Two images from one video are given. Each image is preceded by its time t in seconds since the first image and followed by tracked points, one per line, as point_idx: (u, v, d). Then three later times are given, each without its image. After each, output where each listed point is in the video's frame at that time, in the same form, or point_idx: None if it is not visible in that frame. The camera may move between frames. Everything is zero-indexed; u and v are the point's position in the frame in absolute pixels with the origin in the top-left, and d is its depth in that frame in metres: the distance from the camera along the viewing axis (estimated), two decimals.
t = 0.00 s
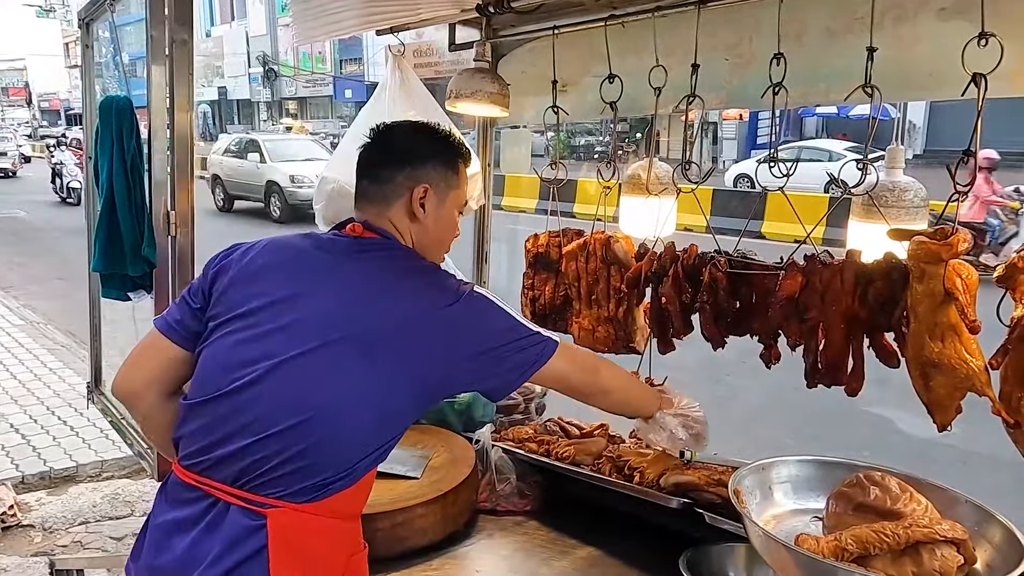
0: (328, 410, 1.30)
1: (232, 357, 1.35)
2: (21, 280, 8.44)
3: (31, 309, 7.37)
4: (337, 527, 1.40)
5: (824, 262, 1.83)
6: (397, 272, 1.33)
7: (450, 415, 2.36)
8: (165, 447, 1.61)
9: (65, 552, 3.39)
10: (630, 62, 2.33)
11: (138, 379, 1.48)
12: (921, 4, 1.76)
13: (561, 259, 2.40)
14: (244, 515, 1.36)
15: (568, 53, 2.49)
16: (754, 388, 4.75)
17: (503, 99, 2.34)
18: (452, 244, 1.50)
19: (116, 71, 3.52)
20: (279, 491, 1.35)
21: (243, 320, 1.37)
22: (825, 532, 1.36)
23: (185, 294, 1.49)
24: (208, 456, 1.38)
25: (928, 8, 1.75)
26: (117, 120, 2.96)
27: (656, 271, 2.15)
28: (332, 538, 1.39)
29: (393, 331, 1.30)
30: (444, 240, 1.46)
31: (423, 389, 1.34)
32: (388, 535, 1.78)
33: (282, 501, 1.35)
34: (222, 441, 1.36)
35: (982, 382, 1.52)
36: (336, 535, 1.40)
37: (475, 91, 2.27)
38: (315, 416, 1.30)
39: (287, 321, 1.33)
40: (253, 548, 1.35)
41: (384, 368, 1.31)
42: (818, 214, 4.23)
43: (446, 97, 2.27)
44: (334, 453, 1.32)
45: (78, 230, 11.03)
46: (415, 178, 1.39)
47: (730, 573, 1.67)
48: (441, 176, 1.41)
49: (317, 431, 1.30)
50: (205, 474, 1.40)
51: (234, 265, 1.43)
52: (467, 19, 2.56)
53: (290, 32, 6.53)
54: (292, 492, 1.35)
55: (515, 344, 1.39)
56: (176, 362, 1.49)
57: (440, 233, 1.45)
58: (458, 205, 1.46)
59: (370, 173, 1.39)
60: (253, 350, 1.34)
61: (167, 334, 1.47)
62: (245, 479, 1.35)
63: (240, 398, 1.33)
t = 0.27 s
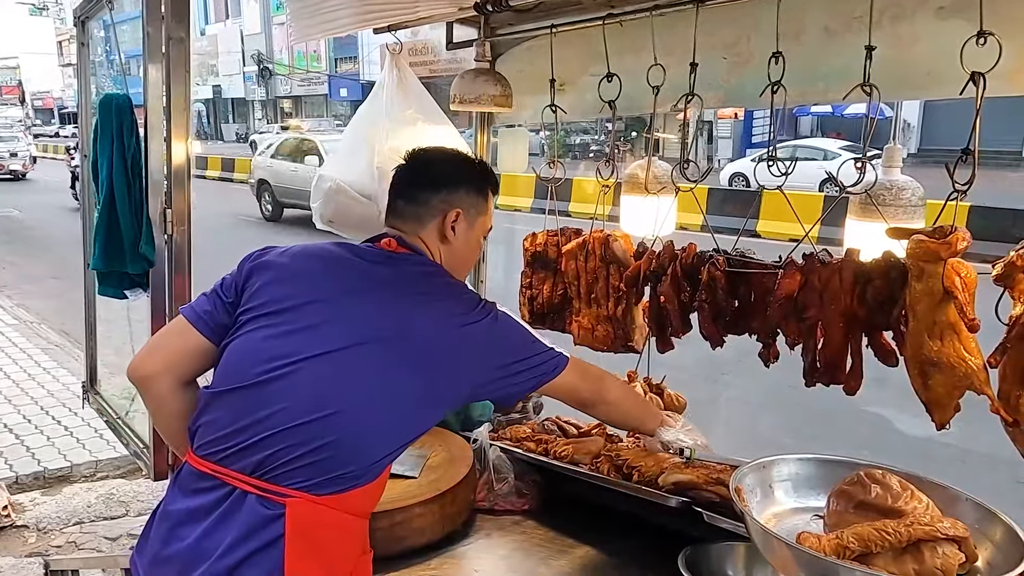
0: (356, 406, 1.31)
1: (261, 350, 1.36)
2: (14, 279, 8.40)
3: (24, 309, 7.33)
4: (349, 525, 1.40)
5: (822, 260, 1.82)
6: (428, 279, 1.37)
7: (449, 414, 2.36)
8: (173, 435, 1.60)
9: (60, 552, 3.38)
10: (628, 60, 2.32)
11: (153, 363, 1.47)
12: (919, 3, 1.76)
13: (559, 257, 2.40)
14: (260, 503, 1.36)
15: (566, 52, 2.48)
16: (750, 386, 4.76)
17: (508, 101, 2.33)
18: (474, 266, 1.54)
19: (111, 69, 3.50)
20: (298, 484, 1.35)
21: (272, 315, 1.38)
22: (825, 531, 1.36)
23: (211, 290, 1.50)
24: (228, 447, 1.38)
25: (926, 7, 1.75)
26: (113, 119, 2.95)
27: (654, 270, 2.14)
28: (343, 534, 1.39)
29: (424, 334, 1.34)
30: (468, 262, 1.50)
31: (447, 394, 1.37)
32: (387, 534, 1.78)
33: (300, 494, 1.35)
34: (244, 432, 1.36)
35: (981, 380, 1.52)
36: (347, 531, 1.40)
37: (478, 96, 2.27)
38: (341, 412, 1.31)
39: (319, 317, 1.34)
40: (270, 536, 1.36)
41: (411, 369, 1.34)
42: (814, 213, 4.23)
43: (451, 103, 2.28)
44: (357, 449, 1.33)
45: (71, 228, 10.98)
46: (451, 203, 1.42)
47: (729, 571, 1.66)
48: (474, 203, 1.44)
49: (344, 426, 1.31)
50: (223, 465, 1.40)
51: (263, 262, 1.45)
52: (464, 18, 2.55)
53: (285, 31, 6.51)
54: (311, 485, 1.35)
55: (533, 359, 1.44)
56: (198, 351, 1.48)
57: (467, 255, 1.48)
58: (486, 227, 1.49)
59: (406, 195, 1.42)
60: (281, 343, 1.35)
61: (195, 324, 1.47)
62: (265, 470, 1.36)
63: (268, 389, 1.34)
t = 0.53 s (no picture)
0: (334, 407, 1.30)
1: (242, 351, 1.35)
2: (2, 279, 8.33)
3: (13, 308, 7.27)
4: (327, 529, 1.38)
5: (815, 257, 1.81)
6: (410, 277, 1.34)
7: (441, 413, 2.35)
8: (155, 434, 1.60)
9: (48, 554, 3.34)
10: (620, 57, 2.31)
11: (136, 360, 1.47)
12: None
13: (552, 255, 2.38)
14: (238, 511, 1.36)
15: (557, 48, 2.46)
16: (742, 385, 4.76)
17: (504, 98, 2.30)
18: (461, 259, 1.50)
19: (99, 66, 3.47)
20: (277, 488, 1.34)
21: (253, 314, 1.37)
22: (820, 531, 1.35)
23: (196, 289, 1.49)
24: (209, 449, 1.38)
25: (919, 3, 1.74)
26: (100, 116, 2.92)
27: (648, 268, 2.13)
28: (322, 539, 1.38)
29: (405, 334, 1.31)
30: (454, 255, 1.46)
31: (429, 397, 1.34)
32: (377, 535, 1.76)
33: (278, 499, 1.34)
34: (224, 434, 1.36)
35: (973, 378, 1.52)
36: (326, 536, 1.38)
37: (472, 94, 2.26)
38: (317, 414, 1.30)
39: (300, 317, 1.33)
40: (248, 541, 1.35)
41: (392, 370, 1.31)
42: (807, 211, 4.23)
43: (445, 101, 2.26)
44: (335, 453, 1.31)
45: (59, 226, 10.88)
46: (436, 193, 1.38)
47: (722, 570, 1.66)
48: (460, 193, 1.41)
49: (322, 429, 1.30)
50: (205, 469, 1.40)
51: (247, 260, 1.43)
52: (455, 14, 2.53)
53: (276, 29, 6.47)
54: (289, 489, 1.34)
55: (522, 363, 1.39)
56: (178, 350, 1.47)
57: (453, 246, 1.45)
58: (473, 217, 1.46)
59: (389, 185, 1.39)
60: (261, 345, 1.34)
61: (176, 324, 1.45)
62: (244, 474, 1.35)
63: (246, 390, 1.33)
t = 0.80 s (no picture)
0: (306, 408, 1.28)
1: (210, 353, 1.33)
2: None
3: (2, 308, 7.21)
4: (304, 533, 1.37)
5: (808, 255, 1.80)
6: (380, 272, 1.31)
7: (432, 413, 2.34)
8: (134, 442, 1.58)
9: (36, 556, 3.31)
10: (612, 54, 2.29)
11: (105, 365, 1.45)
12: None
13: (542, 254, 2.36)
14: (210, 518, 1.34)
15: (548, 45, 2.45)
16: (735, 383, 4.75)
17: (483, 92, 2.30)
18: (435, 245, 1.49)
19: (87, 64, 3.44)
20: (252, 493, 1.32)
21: (221, 314, 1.34)
22: (814, 533, 1.34)
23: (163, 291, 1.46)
24: (181, 454, 1.36)
25: None
26: (85, 114, 2.89)
27: (639, 267, 2.12)
28: (299, 543, 1.37)
29: (376, 332, 1.29)
30: (427, 240, 1.45)
31: (402, 392, 1.33)
32: (368, 538, 1.74)
33: (253, 504, 1.32)
34: (196, 439, 1.34)
35: (966, 377, 1.51)
36: (303, 539, 1.37)
37: (453, 83, 2.24)
38: (289, 415, 1.28)
39: (268, 317, 1.30)
40: (223, 549, 1.33)
41: (363, 368, 1.30)
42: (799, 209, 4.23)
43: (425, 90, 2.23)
44: (309, 454, 1.30)
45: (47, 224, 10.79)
46: (408, 177, 1.37)
47: (716, 571, 1.65)
48: (431, 176, 1.40)
49: (294, 430, 1.28)
50: (179, 475, 1.38)
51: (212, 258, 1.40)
52: (445, 10, 2.51)
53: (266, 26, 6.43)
54: (264, 493, 1.32)
55: (494, 357, 1.38)
56: (148, 354, 1.45)
57: (425, 231, 1.44)
58: (445, 202, 1.45)
59: (359, 169, 1.37)
60: (229, 346, 1.31)
61: (144, 330, 1.43)
62: (218, 479, 1.33)
63: (216, 393, 1.31)
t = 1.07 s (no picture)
0: (296, 411, 1.27)
1: (191, 358, 1.31)
2: None
3: None
4: (302, 534, 1.35)
5: (797, 255, 1.81)
6: (361, 269, 1.32)
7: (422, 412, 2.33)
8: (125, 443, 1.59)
9: (23, 559, 3.28)
10: (602, 52, 2.29)
11: (97, 377, 1.44)
12: None
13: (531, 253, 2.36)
14: (205, 522, 1.32)
15: (538, 44, 2.45)
16: (724, 381, 4.77)
17: (480, 93, 2.29)
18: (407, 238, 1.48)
19: (73, 62, 3.41)
20: (245, 498, 1.31)
21: (200, 319, 1.33)
22: (806, 532, 1.35)
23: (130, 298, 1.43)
24: (168, 462, 1.34)
25: None
26: (71, 112, 2.86)
27: (627, 266, 2.11)
28: (298, 544, 1.35)
29: (361, 330, 1.30)
30: (401, 234, 1.44)
31: (387, 388, 1.35)
32: (358, 539, 1.73)
33: (248, 508, 1.31)
34: (181, 447, 1.31)
35: (958, 376, 1.51)
36: (301, 541, 1.36)
37: (450, 87, 2.23)
38: (279, 417, 1.27)
39: (250, 319, 1.29)
40: (220, 552, 1.31)
41: (350, 367, 1.30)
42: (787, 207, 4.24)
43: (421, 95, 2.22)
44: (301, 456, 1.29)
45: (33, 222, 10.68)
46: (383, 173, 1.35)
47: (707, 570, 1.64)
48: (408, 170, 1.38)
49: (285, 434, 1.27)
50: (166, 484, 1.35)
51: (184, 261, 1.37)
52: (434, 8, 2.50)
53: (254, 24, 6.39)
54: (258, 497, 1.30)
55: (468, 349, 1.42)
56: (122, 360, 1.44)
57: (400, 226, 1.43)
58: (420, 195, 1.44)
59: (334, 167, 1.35)
60: (212, 351, 1.30)
61: (115, 337, 1.42)
62: (209, 486, 1.31)
63: (200, 400, 1.29)
